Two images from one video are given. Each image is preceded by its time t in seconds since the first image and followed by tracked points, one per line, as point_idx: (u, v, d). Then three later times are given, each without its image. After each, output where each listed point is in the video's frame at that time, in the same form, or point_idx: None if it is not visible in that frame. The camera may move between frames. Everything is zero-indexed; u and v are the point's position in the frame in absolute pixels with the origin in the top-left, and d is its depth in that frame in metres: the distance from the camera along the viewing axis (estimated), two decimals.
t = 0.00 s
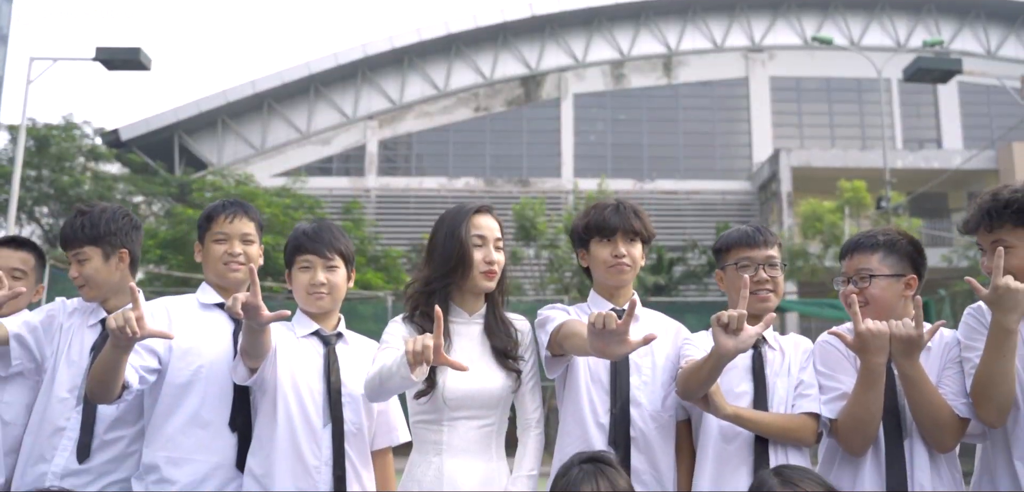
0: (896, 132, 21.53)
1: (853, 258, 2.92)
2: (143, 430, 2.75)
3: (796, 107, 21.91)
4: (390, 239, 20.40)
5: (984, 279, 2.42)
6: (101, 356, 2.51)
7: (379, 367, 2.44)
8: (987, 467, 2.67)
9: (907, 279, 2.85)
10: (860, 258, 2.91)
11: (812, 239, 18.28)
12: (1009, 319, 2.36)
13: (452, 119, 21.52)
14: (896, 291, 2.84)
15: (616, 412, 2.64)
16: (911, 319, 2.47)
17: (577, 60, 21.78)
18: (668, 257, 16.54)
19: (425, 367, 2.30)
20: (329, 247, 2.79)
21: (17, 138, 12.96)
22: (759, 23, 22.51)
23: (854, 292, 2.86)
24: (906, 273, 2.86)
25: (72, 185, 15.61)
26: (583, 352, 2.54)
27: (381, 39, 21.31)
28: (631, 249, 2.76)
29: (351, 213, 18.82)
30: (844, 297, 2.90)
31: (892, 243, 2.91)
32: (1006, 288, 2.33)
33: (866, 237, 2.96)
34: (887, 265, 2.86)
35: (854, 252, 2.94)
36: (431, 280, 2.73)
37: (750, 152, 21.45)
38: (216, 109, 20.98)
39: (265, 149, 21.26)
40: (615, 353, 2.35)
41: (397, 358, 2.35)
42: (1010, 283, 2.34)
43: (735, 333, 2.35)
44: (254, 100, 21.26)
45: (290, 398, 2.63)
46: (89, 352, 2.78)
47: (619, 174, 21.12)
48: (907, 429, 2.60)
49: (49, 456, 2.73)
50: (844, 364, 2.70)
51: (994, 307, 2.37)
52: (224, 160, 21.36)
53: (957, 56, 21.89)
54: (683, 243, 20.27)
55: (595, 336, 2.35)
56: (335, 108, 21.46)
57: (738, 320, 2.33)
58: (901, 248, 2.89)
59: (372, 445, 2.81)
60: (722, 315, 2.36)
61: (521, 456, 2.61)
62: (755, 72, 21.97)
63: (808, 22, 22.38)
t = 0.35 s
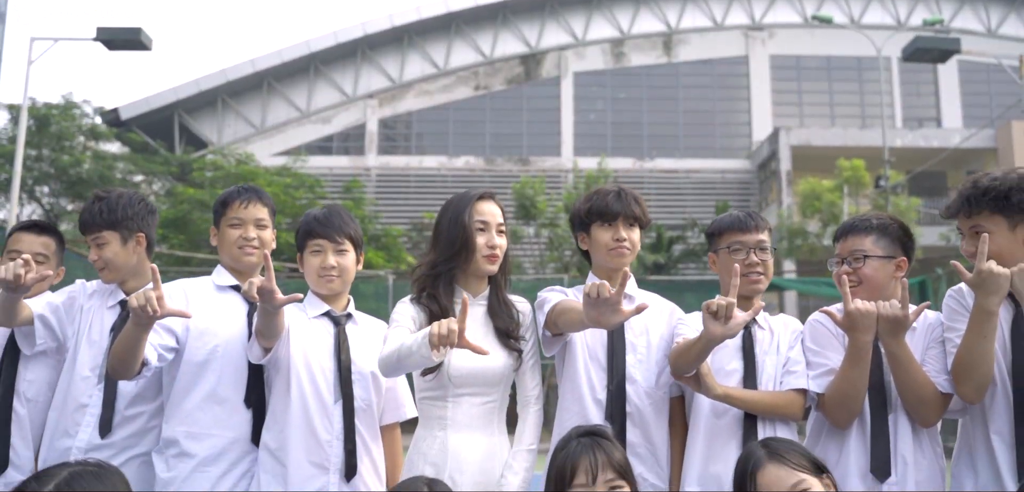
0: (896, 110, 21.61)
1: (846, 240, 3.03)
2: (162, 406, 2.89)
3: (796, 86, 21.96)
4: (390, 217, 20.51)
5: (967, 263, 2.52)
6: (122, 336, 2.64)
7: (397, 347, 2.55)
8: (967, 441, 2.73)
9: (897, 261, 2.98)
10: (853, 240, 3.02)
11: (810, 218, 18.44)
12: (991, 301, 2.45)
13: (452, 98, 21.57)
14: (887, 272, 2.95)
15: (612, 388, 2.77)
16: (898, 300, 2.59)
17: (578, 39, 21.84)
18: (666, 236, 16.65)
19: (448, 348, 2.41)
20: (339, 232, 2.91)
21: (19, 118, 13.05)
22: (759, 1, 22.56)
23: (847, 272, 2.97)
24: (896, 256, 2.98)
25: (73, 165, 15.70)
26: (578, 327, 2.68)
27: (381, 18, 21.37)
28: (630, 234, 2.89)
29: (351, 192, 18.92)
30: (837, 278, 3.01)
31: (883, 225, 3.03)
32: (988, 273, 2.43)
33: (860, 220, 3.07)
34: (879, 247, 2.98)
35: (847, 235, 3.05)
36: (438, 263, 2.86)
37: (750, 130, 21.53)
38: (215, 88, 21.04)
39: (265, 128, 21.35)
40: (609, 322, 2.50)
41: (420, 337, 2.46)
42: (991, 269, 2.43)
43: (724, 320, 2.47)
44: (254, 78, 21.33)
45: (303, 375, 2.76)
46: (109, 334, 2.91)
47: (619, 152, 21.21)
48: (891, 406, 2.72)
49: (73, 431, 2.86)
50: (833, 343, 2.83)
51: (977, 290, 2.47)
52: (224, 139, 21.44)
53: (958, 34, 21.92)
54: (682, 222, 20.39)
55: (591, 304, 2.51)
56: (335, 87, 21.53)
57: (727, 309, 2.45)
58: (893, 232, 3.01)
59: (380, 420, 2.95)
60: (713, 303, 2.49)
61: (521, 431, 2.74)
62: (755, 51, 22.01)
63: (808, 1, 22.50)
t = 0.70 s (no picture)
0: (896, 93, 21.72)
1: (840, 229, 3.06)
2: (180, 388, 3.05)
3: (796, 69, 22.07)
4: (390, 199, 20.63)
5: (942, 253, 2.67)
6: (145, 319, 2.79)
7: (410, 329, 2.72)
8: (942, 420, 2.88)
9: (888, 249, 3.01)
10: (847, 228, 3.05)
11: (809, 201, 18.60)
12: (960, 292, 2.61)
13: (452, 80, 21.66)
14: (877, 260, 2.99)
15: (608, 370, 2.92)
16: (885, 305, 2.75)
17: (577, 22, 21.94)
18: (665, 218, 16.84)
19: (463, 332, 2.57)
20: (348, 221, 3.06)
21: (21, 101, 13.20)
22: None
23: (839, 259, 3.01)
24: (887, 245, 3.01)
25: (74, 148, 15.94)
26: (569, 311, 2.84)
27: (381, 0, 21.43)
28: (624, 223, 3.03)
29: (352, 174, 19.04)
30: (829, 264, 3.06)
31: (875, 215, 3.06)
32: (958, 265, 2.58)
33: (853, 210, 3.10)
34: (870, 237, 3.02)
35: (841, 223, 3.08)
36: (442, 252, 3.00)
37: (750, 113, 21.67)
38: (215, 71, 21.11)
39: (265, 111, 21.44)
40: (605, 294, 2.67)
41: (436, 320, 2.63)
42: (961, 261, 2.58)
43: (707, 308, 2.65)
44: (254, 61, 21.42)
45: (315, 357, 2.92)
46: (131, 318, 3.07)
47: (619, 135, 21.33)
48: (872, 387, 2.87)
49: (96, 411, 3.01)
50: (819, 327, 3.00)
51: (948, 280, 2.62)
52: (224, 122, 21.54)
53: (956, 18, 22.00)
54: (681, 205, 20.55)
55: (589, 278, 2.68)
56: (335, 70, 21.66)
57: (710, 298, 2.62)
58: (883, 222, 3.04)
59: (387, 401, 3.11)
60: (696, 292, 2.65)
61: (520, 409, 2.88)
62: (755, 34, 22.08)
63: None
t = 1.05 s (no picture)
0: (895, 83, 21.84)
1: (829, 224, 3.14)
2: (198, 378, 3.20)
3: (796, 58, 22.17)
4: (390, 188, 20.77)
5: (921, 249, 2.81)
6: (166, 312, 2.94)
7: (418, 318, 2.88)
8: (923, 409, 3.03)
9: (874, 246, 3.08)
10: (836, 223, 3.13)
11: (807, 190, 18.81)
12: (939, 287, 2.74)
13: (452, 69, 21.75)
14: (862, 256, 3.07)
15: (607, 360, 3.06)
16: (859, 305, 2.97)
17: (577, 11, 21.96)
18: (663, 207, 17.01)
19: (469, 323, 2.72)
20: (357, 219, 3.19)
21: (24, 91, 13.32)
22: None
23: (824, 254, 3.10)
24: (873, 242, 3.08)
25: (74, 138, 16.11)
26: (560, 310, 2.99)
27: None
28: (621, 221, 3.17)
29: (352, 164, 19.16)
30: (816, 259, 3.15)
31: (863, 213, 3.12)
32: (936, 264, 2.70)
33: (842, 208, 3.17)
34: (857, 234, 3.09)
35: (831, 220, 3.16)
36: (448, 248, 3.14)
37: (750, 102, 21.82)
38: (215, 60, 21.19)
39: (264, 100, 21.55)
40: (602, 286, 2.82)
41: (444, 311, 2.78)
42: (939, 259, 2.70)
43: (692, 309, 2.84)
44: (253, 50, 21.50)
45: (326, 348, 3.07)
46: (153, 311, 3.22)
47: (618, 124, 21.46)
48: (857, 378, 3.02)
49: (119, 400, 3.17)
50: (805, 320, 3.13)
51: (928, 276, 2.75)
52: (224, 111, 21.63)
53: (956, 7, 22.08)
54: (680, 194, 20.69)
55: (586, 273, 2.81)
56: (335, 59, 21.77)
57: (695, 299, 2.82)
58: (871, 219, 3.11)
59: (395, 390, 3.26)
60: (682, 295, 2.86)
61: (521, 398, 3.03)
62: (755, 23, 22.15)
63: None
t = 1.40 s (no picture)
0: (893, 75, 22.02)
1: (815, 225, 3.31)
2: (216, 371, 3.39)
3: (795, 50, 22.31)
4: (390, 180, 20.91)
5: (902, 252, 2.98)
6: (190, 307, 3.11)
7: (426, 311, 3.06)
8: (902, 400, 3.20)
9: (858, 247, 3.25)
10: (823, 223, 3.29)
11: (806, 182, 19.05)
12: (920, 293, 2.89)
13: (452, 61, 21.89)
14: (847, 256, 3.24)
15: (605, 354, 3.23)
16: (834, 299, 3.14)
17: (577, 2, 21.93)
18: (661, 198, 17.27)
19: (473, 317, 2.90)
20: (367, 219, 3.35)
21: (28, 84, 13.43)
22: None
23: (811, 254, 3.27)
24: (857, 243, 3.25)
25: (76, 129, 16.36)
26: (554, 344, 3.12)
27: None
28: (620, 221, 3.34)
29: (353, 156, 19.34)
30: (804, 258, 3.32)
31: (850, 213, 3.28)
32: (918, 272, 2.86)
33: (828, 209, 3.33)
34: (842, 234, 3.25)
35: (817, 221, 3.33)
36: (455, 247, 3.31)
37: (749, 94, 22.04)
38: (215, 52, 21.33)
39: (265, 92, 21.65)
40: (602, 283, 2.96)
41: (450, 306, 2.96)
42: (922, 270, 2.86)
43: (682, 304, 3.04)
44: (254, 42, 21.58)
45: (338, 343, 3.24)
46: (176, 307, 3.40)
47: (618, 116, 21.63)
48: (842, 371, 3.18)
49: (142, 390, 3.33)
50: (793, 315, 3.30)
51: (910, 282, 2.90)
52: (225, 102, 21.78)
53: None
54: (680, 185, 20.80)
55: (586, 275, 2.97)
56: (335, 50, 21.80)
57: (685, 294, 3.01)
58: (858, 220, 3.27)
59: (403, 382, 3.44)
60: (673, 291, 3.05)
61: (522, 391, 3.19)
62: (755, 15, 22.21)
63: None
